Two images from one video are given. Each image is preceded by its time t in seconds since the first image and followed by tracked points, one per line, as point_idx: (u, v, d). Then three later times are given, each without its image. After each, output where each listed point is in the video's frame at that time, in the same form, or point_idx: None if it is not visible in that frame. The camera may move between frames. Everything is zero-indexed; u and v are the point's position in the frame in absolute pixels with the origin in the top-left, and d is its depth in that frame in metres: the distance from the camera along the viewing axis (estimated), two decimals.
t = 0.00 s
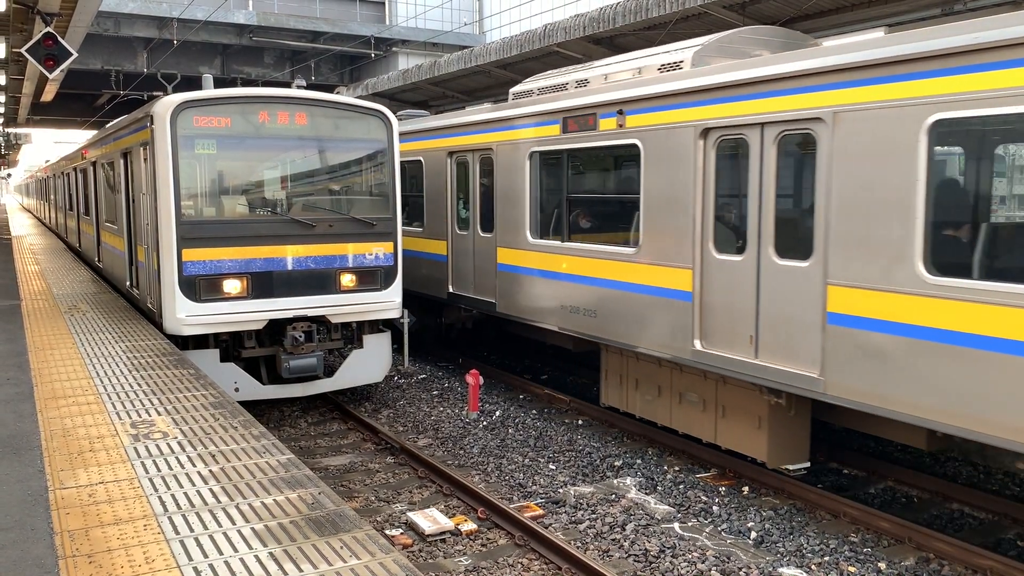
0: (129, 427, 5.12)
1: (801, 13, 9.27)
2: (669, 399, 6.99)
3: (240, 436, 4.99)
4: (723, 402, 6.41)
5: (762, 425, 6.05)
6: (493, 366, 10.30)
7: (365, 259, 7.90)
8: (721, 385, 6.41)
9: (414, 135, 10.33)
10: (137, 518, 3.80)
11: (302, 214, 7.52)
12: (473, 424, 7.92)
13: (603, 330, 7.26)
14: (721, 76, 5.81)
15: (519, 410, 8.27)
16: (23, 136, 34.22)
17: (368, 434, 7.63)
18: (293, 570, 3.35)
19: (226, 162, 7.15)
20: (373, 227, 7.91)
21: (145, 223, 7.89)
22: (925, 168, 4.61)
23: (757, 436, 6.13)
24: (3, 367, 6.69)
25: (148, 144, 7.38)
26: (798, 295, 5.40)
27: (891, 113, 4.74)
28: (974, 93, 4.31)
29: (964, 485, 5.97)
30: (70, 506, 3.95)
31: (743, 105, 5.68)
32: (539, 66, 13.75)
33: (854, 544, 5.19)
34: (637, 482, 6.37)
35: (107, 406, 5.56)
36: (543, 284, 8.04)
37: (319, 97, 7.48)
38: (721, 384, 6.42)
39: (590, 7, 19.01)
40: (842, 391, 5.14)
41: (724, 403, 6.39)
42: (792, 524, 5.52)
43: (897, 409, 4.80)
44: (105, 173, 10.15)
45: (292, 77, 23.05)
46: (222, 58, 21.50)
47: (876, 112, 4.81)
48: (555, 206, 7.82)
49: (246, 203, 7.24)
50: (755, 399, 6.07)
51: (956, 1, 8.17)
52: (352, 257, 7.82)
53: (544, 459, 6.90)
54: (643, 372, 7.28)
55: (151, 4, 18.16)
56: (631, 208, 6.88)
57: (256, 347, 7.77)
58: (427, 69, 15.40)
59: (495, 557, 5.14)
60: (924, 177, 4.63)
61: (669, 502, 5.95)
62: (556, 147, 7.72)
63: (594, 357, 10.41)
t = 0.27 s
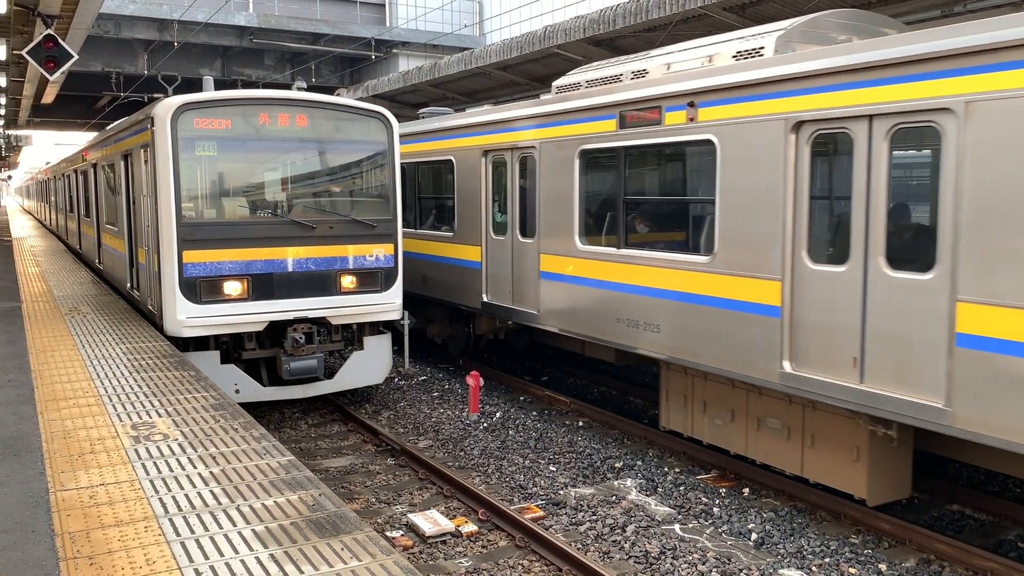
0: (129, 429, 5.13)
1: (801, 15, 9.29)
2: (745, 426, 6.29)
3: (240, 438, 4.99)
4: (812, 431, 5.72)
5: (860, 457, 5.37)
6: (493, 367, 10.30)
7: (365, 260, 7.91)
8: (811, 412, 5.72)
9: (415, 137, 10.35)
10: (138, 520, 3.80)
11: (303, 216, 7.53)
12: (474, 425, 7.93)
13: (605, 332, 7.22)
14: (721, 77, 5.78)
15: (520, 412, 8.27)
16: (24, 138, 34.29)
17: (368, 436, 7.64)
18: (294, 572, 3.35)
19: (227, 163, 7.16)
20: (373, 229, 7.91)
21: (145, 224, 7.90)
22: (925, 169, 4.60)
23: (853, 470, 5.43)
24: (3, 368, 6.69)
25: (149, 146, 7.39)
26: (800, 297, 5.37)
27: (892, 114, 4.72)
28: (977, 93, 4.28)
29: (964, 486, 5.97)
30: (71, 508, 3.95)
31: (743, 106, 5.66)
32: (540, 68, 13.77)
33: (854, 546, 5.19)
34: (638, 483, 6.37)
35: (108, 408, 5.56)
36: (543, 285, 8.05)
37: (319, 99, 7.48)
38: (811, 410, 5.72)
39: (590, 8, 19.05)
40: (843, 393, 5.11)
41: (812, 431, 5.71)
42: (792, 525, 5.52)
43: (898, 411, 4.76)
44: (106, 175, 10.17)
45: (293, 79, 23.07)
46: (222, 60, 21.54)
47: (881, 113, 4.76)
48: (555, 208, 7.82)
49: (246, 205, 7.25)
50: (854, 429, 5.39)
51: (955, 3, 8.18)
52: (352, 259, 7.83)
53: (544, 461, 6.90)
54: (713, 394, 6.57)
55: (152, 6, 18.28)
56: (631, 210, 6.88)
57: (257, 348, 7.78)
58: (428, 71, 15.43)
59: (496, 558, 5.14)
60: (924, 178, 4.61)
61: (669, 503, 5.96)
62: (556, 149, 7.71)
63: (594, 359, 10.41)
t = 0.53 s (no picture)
0: (130, 430, 5.13)
1: (801, 16, 9.29)
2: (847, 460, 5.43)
3: (241, 439, 5.00)
4: (929, 466, 4.92)
5: (993, 500, 4.58)
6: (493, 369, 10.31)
7: (366, 262, 7.91)
8: (858, 426, 5.34)
9: (415, 138, 10.36)
10: (138, 521, 3.80)
11: (303, 217, 7.53)
12: (474, 427, 7.93)
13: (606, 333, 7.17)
14: (718, 79, 5.75)
15: (520, 413, 8.27)
16: (24, 139, 34.37)
17: (368, 437, 7.64)
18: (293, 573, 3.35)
19: (227, 165, 7.16)
20: (374, 231, 7.91)
21: (146, 225, 7.90)
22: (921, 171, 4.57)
23: (983, 516, 4.64)
24: (4, 370, 6.69)
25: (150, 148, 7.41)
26: (799, 299, 5.34)
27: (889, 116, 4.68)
28: (974, 95, 4.22)
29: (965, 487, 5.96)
30: (71, 509, 3.95)
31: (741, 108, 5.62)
32: (540, 70, 13.78)
33: (854, 547, 5.19)
34: (638, 485, 6.36)
35: (108, 410, 5.57)
36: (543, 286, 8.04)
37: (318, 101, 7.47)
38: (860, 425, 5.33)
39: (590, 10, 19.07)
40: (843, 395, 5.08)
41: (928, 467, 4.92)
42: (793, 526, 5.52)
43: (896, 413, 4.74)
44: (107, 176, 10.17)
45: (293, 81, 23.08)
46: (223, 61, 21.55)
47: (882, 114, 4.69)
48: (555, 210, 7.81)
49: (246, 206, 7.25)
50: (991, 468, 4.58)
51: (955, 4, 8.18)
52: (352, 260, 7.83)
53: (544, 462, 6.89)
54: (803, 422, 5.77)
55: (152, 8, 18.25)
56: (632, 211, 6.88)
57: (257, 350, 7.78)
58: (428, 72, 15.44)
59: (496, 560, 5.14)
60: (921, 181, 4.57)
61: (670, 504, 5.96)
62: (556, 150, 7.70)
63: (594, 360, 10.42)
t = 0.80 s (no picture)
0: (130, 431, 5.13)
1: (802, 16, 9.28)
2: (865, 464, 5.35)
3: (241, 439, 5.00)
4: (953, 474, 4.81)
5: (1003, 504, 4.54)
6: (493, 369, 10.30)
7: (366, 262, 7.91)
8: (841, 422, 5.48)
9: (415, 139, 10.36)
10: (138, 521, 3.80)
11: (303, 218, 7.53)
12: (474, 427, 7.93)
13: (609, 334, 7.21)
14: (722, 80, 5.79)
15: (520, 414, 8.28)
16: (25, 139, 34.38)
17: (369, 438, 7.64)
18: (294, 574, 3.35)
19: (228, 165, 7.16)
20: (374, 231, 7.91)
21: (146, 226, 7.90)
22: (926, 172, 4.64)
23: (984, 522, 4.65)
24: (4, 371, 6.69)
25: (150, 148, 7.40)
26: (803, 300, 5.39)
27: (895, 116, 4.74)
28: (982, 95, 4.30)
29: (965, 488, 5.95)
30: (72, 509, 3.95)
31: (746, 110, 5.67)
32: (540, 70, 13.77)
33: (855, 548, 5.19)
34: (638, 485, 6.36)
35: (109, 410, 5.56)
36: (543, 287, 8.04)
37: (319, 102, 7.48)
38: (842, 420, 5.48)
39: (591, 11, 19.06)
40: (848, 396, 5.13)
41: (907, 462, 5.07)
42: (793, 527, 5.52)
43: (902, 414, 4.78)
44: (106, 177, 10.17)
45: (293, 81, 23.07)
46: (223, 62, 21.54)
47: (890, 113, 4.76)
48: (555, 211, 7.81)
49: (246, 207, 7.25)
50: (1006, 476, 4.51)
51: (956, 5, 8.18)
52: (353, 261, 7.83)
53: (544, 463, 6.89)
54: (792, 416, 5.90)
55: (152, 8, 18.26)
56: (634, 212, 6.89)
57: (257, 350, 7.78)
58: (428, 73, 15.43)
59: (496, 560, 5.13)
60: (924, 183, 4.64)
61: (670, 505, 5.95)
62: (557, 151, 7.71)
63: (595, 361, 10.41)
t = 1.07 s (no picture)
0: (131, 430, 5.13)
1: (803, 16, 9.27)
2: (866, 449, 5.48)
3: (242, 438, 5.00)
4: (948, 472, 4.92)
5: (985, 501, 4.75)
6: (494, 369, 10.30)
7: (366, 262, 7.90)
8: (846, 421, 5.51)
9: (416, 139, 10.36)
10: (139, 520, 3.80)
11: (304, 217, 7.53)
12: (474, 427, 7.92)
13: (608, 333, 7.20)
14: (722, 80, 5.78)
15: (521, 413, 8.28)
16: (26, 138, 34.42)
17: (369, 437, 7.63)
18: (295, 573, 3.35)
19: (228, 165, 7.16)
20: (375, 230, 7.90)
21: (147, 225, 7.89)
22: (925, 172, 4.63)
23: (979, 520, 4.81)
24: (5, 369, 6.69)
25: (150, 148, 7.40)
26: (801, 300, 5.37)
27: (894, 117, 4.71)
28: (978, 96, 4.30)
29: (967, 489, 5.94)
30: (73, 508, 3.95)
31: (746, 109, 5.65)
32: (541, 69, 13.76)
33: (855, 548, 5.18)
34: (639, 485, 6.36)
35: (109, 409, 5.56)
36: (543, 287, 8.04)
37: (320, 101, 7.48)
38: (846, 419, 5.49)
39: (591, 10, 19.06)
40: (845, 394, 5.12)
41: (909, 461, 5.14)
42: (794, 527, 5.51)
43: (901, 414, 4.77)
44: (107, 176, 10.16)
45: (294, 81, 23.07)
46: (224, 61, 21.54)
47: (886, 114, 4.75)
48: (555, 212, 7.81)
49: (247, 206, 7.25)
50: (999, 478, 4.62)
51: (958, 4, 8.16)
52: (354, 260, 7.83)
53: (545, 463, 6.89)
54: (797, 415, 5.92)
55: (153, 7, 18.29)
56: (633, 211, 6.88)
57: (258, 350, 7.77)
58: (428, 73, 15.43)
59: (497, 560, 5.13)
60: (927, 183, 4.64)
61: (671, 505, 5.95)
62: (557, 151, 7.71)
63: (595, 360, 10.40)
